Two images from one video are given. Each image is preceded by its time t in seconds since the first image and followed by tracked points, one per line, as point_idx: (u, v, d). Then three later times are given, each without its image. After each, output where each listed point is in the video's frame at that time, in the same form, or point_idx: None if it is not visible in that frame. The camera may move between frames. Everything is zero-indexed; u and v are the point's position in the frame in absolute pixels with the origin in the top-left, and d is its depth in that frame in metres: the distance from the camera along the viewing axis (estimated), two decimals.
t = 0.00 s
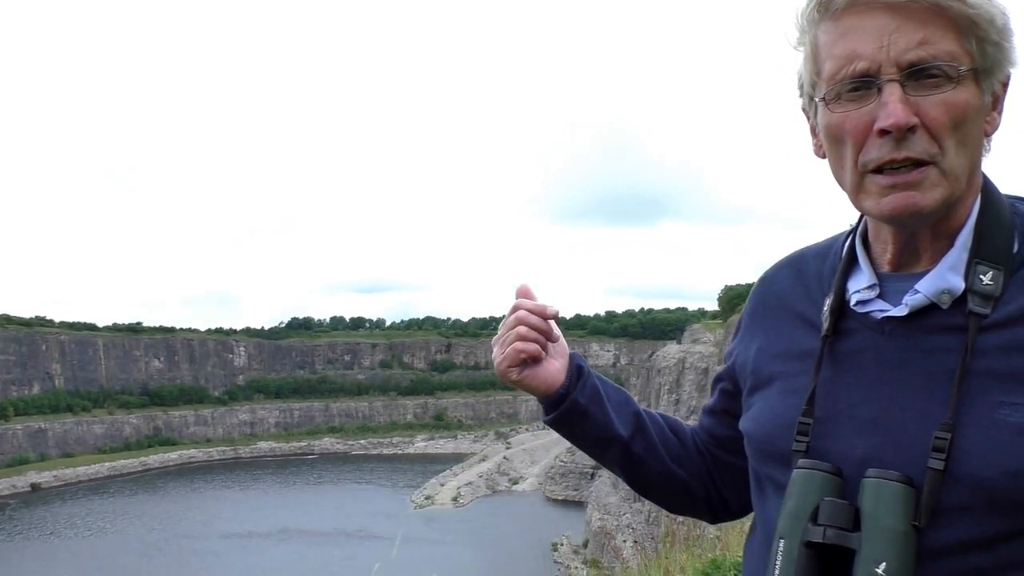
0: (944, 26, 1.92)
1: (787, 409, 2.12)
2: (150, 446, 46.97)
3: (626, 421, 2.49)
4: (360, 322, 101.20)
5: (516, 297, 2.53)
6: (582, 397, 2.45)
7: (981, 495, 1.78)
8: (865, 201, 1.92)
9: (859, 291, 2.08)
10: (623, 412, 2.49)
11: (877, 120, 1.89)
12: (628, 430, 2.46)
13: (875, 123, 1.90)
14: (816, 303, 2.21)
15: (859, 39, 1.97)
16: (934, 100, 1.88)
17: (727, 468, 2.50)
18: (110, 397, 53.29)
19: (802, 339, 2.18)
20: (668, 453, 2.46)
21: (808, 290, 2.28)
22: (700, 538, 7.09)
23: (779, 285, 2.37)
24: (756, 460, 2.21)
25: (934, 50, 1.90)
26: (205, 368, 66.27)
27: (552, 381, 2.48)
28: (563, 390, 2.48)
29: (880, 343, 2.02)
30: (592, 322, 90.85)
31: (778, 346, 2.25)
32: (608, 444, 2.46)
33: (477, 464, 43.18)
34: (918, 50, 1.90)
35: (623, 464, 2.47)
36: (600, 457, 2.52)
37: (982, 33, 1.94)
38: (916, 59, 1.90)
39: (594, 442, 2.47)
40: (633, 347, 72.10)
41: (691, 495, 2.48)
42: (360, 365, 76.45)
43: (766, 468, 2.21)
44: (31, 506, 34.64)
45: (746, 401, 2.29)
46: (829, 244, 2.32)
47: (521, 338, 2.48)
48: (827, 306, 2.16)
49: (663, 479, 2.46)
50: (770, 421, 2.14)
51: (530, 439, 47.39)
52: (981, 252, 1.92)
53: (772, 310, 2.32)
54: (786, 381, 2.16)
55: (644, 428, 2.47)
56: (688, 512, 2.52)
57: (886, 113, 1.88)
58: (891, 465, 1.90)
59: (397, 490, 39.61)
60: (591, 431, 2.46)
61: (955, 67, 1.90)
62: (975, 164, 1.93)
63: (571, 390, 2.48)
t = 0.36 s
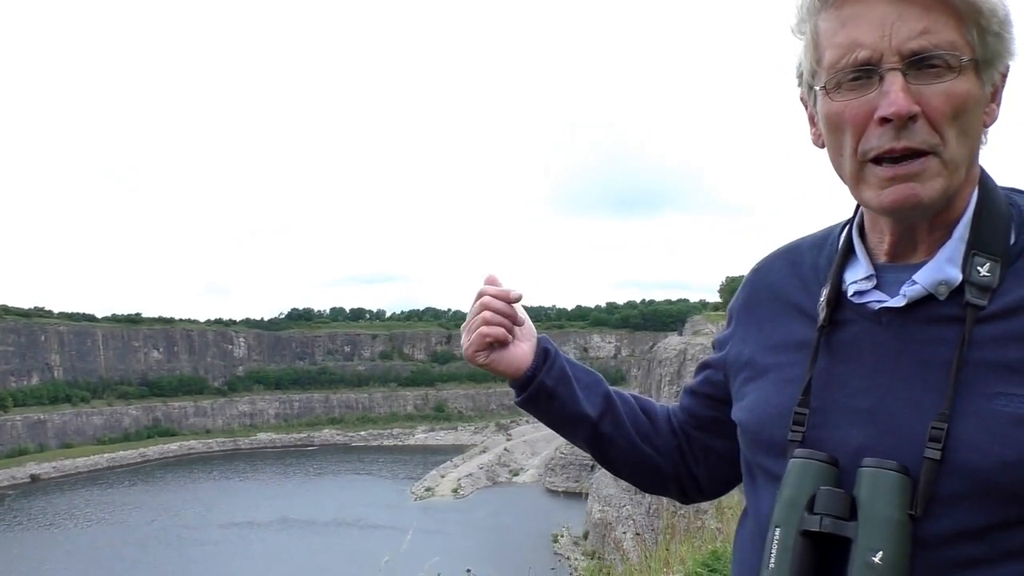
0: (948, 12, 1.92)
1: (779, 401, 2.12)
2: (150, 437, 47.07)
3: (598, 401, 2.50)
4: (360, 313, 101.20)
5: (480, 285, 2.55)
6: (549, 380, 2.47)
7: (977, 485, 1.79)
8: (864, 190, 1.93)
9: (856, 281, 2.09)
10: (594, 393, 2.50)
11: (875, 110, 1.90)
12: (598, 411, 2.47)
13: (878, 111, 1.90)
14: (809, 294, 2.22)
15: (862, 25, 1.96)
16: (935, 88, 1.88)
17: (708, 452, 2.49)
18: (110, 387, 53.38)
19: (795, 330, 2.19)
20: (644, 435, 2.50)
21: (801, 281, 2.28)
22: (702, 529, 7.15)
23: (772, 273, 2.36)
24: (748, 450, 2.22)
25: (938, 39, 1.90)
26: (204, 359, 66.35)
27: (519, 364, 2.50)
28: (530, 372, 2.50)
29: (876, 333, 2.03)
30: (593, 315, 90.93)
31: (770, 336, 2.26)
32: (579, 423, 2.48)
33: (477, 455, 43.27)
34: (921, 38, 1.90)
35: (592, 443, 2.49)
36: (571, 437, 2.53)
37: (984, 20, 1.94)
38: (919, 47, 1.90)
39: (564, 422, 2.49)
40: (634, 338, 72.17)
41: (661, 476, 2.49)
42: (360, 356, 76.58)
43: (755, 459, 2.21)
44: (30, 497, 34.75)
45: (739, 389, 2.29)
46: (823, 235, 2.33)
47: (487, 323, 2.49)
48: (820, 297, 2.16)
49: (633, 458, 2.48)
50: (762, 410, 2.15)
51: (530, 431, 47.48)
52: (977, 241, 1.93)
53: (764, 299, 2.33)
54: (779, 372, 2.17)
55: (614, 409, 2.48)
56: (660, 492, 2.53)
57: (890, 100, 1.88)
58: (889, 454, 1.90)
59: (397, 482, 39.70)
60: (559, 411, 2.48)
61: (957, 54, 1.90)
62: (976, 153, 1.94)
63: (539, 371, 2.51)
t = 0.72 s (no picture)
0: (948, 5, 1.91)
1: (778, 392, 2.13)
2: (149, 428, 47.13)
3: (591, 394, 2.51)
4: (360, 304, 101.14)
5: (465, 287, 2.58)
6: (539, 375, 2.49)
7: (973, 474, 1.79)
8: (865, 180, 1.92)
9: (853, 272, 2.09)
10: (586, 386, 2.51)
11: (876, 102, 1.89)
12: (590, 404, 2.48)
13: (877, 103, 1.90)
14: (809, 286, 2.22)
15: (864, 16, 1.95)
16: (934, 80, 1.88)
17: (706, 442, 2.50)
18: (109, 378, 53.43)
19: (795, 320, 2.19)
20: (639, 426, 2.50)
21: (800, 271, 2.28)
22: (703, 520, 7.16)
23: (770, 265, 2.36)
24: (746, 440, 2.23)
25: (938, 31, 1.89)
26: (204, 350, 66.37)
27: (508, 363, 2.52)
28: (520, 368, 2.52)
29: (875, 325, 2.03)
30: (594, 306, 90.93)
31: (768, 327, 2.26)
32: (571, 417, 2.49)
33: (477, 447, 43.34)
34: (921, 30, 1.90)
35: (585, 437, 2.50)
36: (564, 431, 2.54)
37: (985, 11, 1.93)
38: (920, 39, 1.90)
39: (556, 416, 2.50)
40: (635, 329, 72.16)
41: (657, 466, 2.49)
42: (361, 347, 76.73)
43: (753, 450, 2.22)
44: (30, 488, 34.83)
45: (737, 380, 2.29)
46: (821, 226, 2.33)
47: (473, 324, 2.52)
48: (818, 289, 2.16)
49: (627, 450, 2.48)
50: (762, 400, 2.15)
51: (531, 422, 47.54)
52: (976, 232, 1.93)
53: (763, 288, 2.33)
54: (778, 363, 2.17)
55: (608, 402, 2.48)
56: (657, 483, 2.54)
57: (889, 93, 1.88)
58: (885, 445, 1.91)
59: (397, 473, 39.79)
60: (551, 406, 2.49)
61: (957, 46, 1.89)
62: (975, 146, 1.94)
63: (529, 369, 2.52)
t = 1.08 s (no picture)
0: None
1: (777, 381, 2.13)
2: (149, 419, 47.24)
3: (583, 383, 2.52)
4: (360, 295, 101.19)
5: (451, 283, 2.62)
6: (530, 366, 2.49)
7: (974, 465, 1.79)
8: (864, 170, 1.92)
9: (853, 264, 2.08)
10: (579, 376, 2.51)
11: (877, 93, 1.89)
12: (584, 394, 2.48)
13: (877, 94, 1.90)
14: (808, 276, 2.22)
15: (864, 7, 1.95)
16: (936, 71, 1.87)
17: (701, 430, 2.51)
18: (107, 369, 53.53)
19: (795, 312, 2.19)
20: (634, 416, 2.50)
21: (800, 262, 2.28)
22: (703, 510, 7.19)
23: (769, 256, 2.36)
24: (745, 431, 2.23)
25: (938, 23, 1.89)
26: (203, 341, 66.47)
27: (497, 355, 2.54)
28: (510, 360, 2.53)
29: (874, 316, 2.03)
30: (594, 297, 90.99)
31: (765, 317, 2.27)
32: (563, 408, 2.49)
33: (477, 438, 43.41)
34: (921, 21, 1.89)
35: (578, 426, 2.50)
36: (557, 421, 2.55)
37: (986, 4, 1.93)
38: (921, 30, 1.89)
39: (549, 407, 2.51)
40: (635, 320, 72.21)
41: (653, 455, 2.50)
42: (360, 338, 76.79)
43: (752, 440, 2.22)
44: (30, 479, 34.92)
45: (736, 371, 2.30)
46: (821, 217, 2.32)
47: (459, 318, 2.56)
48: (818, 281, 2.15)
49: (623, 440, 2.48)
50: (761, 392, 2.15)
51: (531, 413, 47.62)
52: (976, 224, 1.92)
53: (762, 280, 2.34)
54: (777, 354, 2.17)
55: (601, 391, 2.48)
56: (653, 472, 2.54)
57: (890, 84, 1.88)
58: (883, 436, 1.91)
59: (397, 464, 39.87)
60: (544, 397, 2.50)
61: (957, 37, 1.89)
62: (975, 136, 1.93)
63: (519, 360, 2.53)
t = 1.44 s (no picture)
0: None
1: (777, 373, 2.13)
2: (148, 410, 47.26)
3: (586, 377, 2.51)
4: (359, 287, 101.09)
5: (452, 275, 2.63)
6: (532, 361, 2.49)
7: (971, 455, 1.79)
8: (864, 162, 1.91)
9: (853, 255, 2.08)
10: (582, 370, 2.51)
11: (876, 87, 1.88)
12: (587, 387, 2.48)
13: (877, 88, 1.89)
14: (808, 267, 2.21)
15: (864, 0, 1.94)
16: (933, 63, 1.87)
17: (704, 421, 2.50)
18: (106, 360, 53.49)
19: (796, 303, 2.19)
20: (636, 406, 2.50)
21: (801, 253, 2.27)
22: (701, 500, 7.19)
23: (770, 246, 2.35)
24: (745, 422, 2.23)
25: (938, 14, 1.88)
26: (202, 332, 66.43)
27: (499, 347, 2.54)
28: (512, 354, 2.53)
29: (874, 307, 2.02)
30: (594, 288, 90.84)
31: (766, 308, 2.26)
32: (567, 401, 2.49)
33: (477, 429, 43.44)
34: (922, 11, 1.88)
35: (582, 419, 2.50)
36: (560, 413, 2.55)
37: None
38: (922, 21, 1.87)
39: (551, 400, 2.51)
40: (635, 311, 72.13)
41: (656, 447, 2.49)
42: (360, 329, 76.70)
43: (752, 432, 2.21)
44: (30, 470, 34.95)
45: (737, 363, 2.29)
46: (822, 207, 2.32)
47: (459, 312, 2.58)
48: (817, 273, 2.15)
49: (625, 433, 2.48)
50: (762, 382, 2.15)
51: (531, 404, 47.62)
52: (975, 215, 1.92)
53: (763, 270, 2.33)
54: (778, 346, 2.17)
55: (603, 384, 2.48)
56: (656, 465, 2.54)
57: (889, 77, 1.87)
58: (881, 428, 1.91)
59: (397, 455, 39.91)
60: (548, 391, 2.50)
61: (959, 28, 1.88)
62: (975, 127, 1.92)
63: (522, 353, 2.52)
